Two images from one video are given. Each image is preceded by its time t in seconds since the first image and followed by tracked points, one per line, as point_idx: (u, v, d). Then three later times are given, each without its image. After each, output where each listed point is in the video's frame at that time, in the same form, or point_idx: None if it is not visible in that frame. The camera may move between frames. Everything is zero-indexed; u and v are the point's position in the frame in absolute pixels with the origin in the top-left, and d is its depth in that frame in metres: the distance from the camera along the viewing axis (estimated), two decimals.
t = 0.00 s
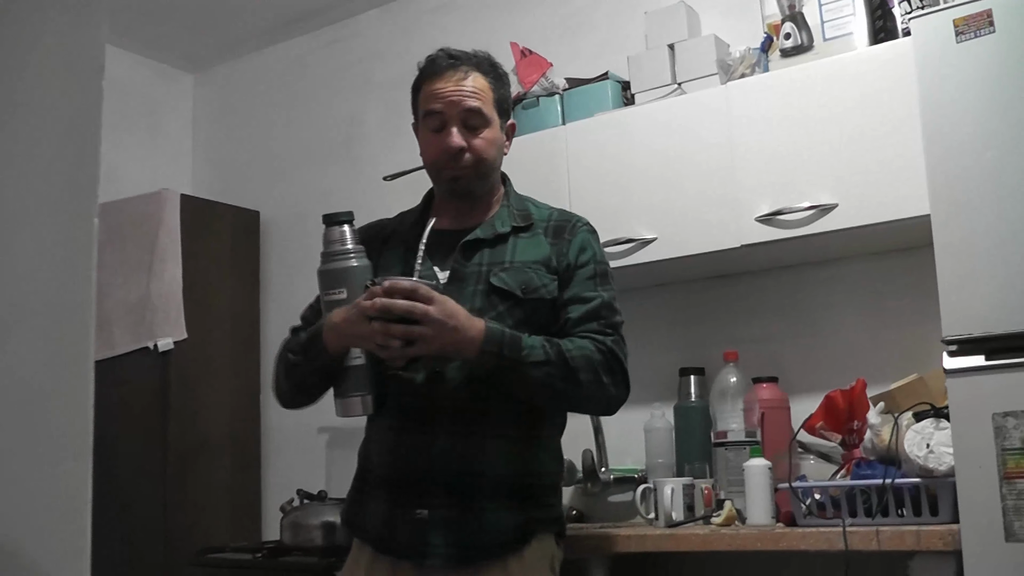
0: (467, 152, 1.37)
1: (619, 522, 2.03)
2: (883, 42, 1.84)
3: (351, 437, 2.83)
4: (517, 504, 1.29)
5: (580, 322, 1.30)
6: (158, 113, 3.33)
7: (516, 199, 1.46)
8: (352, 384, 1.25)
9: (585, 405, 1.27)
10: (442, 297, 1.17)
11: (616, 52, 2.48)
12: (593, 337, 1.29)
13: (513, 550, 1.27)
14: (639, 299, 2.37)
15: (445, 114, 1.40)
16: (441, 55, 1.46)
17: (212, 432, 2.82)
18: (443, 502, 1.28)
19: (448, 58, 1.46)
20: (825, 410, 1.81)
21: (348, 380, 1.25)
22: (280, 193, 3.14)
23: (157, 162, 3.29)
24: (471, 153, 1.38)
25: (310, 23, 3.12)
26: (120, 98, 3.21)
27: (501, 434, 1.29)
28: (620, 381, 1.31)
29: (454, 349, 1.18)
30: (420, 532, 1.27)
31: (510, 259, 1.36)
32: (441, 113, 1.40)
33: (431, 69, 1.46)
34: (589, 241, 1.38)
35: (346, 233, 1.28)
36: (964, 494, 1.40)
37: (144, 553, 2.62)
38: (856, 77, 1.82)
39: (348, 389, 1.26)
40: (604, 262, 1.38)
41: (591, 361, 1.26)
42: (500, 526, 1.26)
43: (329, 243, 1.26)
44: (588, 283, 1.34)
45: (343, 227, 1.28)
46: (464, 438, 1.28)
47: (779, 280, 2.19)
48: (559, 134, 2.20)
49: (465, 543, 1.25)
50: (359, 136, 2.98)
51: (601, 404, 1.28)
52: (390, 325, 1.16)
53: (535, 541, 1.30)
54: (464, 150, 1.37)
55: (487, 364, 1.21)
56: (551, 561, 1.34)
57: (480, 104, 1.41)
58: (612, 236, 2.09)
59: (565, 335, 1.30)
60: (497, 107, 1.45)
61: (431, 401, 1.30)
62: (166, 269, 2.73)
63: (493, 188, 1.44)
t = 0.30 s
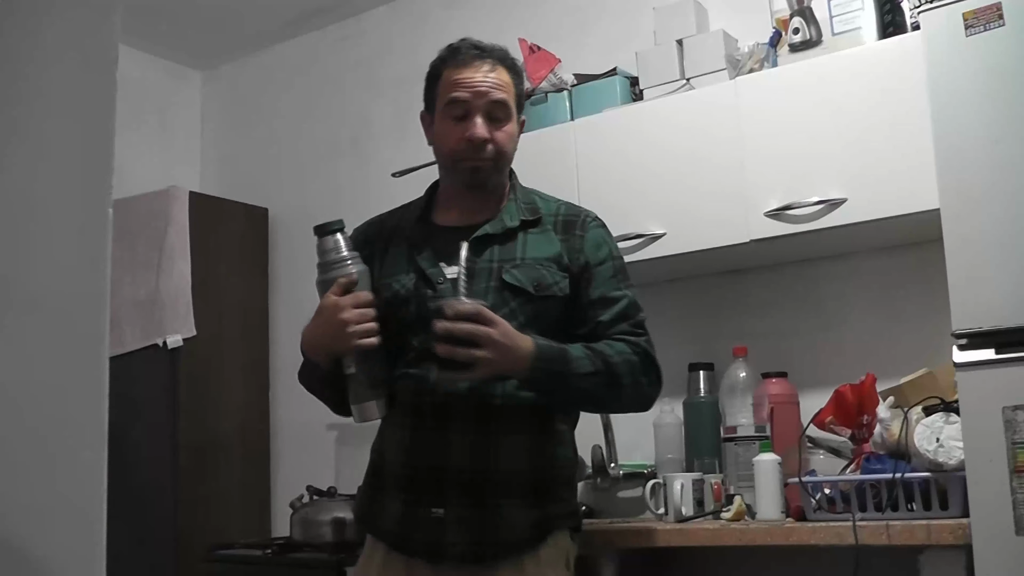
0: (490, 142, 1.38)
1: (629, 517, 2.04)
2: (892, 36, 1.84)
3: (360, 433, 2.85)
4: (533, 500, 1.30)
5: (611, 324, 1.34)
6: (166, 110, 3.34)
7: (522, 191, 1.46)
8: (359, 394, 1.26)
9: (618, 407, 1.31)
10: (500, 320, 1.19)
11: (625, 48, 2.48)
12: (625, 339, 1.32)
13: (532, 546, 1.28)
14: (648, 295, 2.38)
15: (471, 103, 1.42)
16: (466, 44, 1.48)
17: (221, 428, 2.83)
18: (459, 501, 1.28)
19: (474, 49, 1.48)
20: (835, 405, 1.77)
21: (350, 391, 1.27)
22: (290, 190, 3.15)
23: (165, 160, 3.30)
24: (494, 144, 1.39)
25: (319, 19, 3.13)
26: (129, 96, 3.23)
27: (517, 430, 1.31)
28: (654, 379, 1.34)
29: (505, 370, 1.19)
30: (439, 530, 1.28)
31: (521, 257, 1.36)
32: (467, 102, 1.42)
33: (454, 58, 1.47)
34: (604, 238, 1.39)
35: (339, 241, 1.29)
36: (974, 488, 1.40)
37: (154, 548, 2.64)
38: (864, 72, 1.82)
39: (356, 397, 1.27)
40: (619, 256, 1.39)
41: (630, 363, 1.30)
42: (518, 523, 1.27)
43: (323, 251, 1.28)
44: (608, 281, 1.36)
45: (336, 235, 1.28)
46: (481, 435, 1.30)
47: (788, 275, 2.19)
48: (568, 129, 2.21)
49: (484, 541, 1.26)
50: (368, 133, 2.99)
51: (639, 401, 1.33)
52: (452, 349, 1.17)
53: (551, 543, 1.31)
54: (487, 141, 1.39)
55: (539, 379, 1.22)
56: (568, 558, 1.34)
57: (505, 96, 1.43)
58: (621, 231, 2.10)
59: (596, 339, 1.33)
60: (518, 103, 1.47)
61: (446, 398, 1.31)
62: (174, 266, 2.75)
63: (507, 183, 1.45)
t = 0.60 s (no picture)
0: (513, 129, 1.41)
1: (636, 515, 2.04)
2: (901, 33, 1.83)
3: (367, 430, 2.86)
4: (544, 499, 1.30)
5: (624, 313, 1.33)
6: (174, 108, 3.36)
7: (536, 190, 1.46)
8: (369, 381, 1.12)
9: (644, 402, 1.29)
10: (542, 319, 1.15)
11: (633, 44, 2.48)
12: (640, 328, 1.31)
13: (539, 545, 1.28)
14: (655, 292, 2.38)
15: (496, 92, 1.46)
16: (491, 37, 1.53)
17: (229, 424, 2.85)
18: (469, 499, 1.29)
19: (498, 42, 1.53)
20: (843, 401, 1.81)
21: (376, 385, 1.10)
22: (298, 187, 3.16)
23: (174, 157, 3.32)
24: (518, 133, 1.42)
25: (327, 16, 3.13)
26: (137, 93, 3.25)
27: (530, 428, 1.30)
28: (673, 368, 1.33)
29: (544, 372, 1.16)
30: (449, 528, 1.28)
31: (534, 256, 1.36)
32: (492, 92, 1.46)
33: (477, 50, 1.52)
34: (615, 236, 1.39)
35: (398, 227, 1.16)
36: (982, 485, 1.40)
37: (162, 543, 2.66)
38: (871, 69, 1.82)
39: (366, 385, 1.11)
40: (633, 253, 1.39)
41: (652, 354, 1.29)
42: (529, 521, 1.28)
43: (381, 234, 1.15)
44: (622, 274, 1.36)
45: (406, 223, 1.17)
46: (493, 432, 1.29)
47: (795, 272, 2.19)
48: (576, 126, 2.21)
49: (494, 539, 1.27)
50: (376, 130, 3.00)
51: (662, 393, 1.32)
52: (500, 353, 1.10)
53: (559, 542, 1.30)
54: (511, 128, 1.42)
55: (574, 378, 1.21)
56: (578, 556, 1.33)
57: (527, 89, 1.48)
58: (628, 228, 2.10)
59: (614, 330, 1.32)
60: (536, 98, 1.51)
61: (459, 395, 1.31)
62: (182, 263, 2.76)
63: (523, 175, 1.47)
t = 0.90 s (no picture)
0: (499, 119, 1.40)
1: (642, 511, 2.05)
2: (904, 28, 1.83)
3: (373, 427, 2.87)
4: (542, 494, 1.30)
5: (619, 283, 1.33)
6: (179, 106, 3.37)
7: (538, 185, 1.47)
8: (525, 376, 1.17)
9: (641, 363, 1.27)
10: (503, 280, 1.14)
11: (637, 41, 2.48)
12: (639, 295, 1.31)
13: (537, 541, 1.29)
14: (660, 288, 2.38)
15: (483, 86, 1.47)
16: (483, 34, 1.55)
17: (235, 422, 2.86)
18: (466, 494, 1.30)
19: (490, 39, 1.54)
20: (848, 397, 1.82)
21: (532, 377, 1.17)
22: (303, 184, 3.17)
23: (178, 155, 3.33)
24: (505, 122, 1.41)
25: (331, 14, 3.14)
26: (142, 92, 3.26)
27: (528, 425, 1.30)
28: (678, 326, 1.33)
29: (510, 340, 1.14)
30: (446, 519, 1.30)
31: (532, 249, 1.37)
32: (478, 85, 1.47)
33: (470, 47, 1.53)
34: (611, 222, 1.40)
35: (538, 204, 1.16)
36: (989, 479, 1.40)
37: (169, 541, 2.67)
38: (874, 66, 1.82)
39: (524, 380, 1.17)
40: (629, 237, 1.41)
41: (649, 314, 1.29)
42: (526, 517, 1.28)
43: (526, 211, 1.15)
44: (618, 253, 1.37)
45: (542, 195, 1.17)
46: (492, 427, 1.29)
47: (799, 267, 2.19)
48: (580, 122, 2.21)
49: (490, 534, 1.28)
50: (381, 127, 3.00)
51: (663, 356, 1.29)
52: (450, 314, 1.14)
53: (558, 536, 1.31)
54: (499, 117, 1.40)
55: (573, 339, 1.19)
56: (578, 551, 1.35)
57: (516, 80, 1.47)
58: (634, 224, 2.10)
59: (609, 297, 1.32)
60: (530, 90, 1.51)
61: (458, 386, 1.30)
62: (187, 261, 2.77)
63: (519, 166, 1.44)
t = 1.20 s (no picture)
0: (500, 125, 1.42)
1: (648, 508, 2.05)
2: (910, 24, 1.83)
3: (378, 425, 2.88)
4: (547, 493, 1.31)
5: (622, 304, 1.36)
6: (185, 104, 3.39)
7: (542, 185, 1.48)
8: (558, 386, 1.28)
9: (637, 387, 1.30)
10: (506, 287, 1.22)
11: (642, 38, 2.48)
12: (639, 317, 1.34)
13: (541, 540, 1.30)
14: (666, 286, 2.39)
15: (479, 89, 1.46)
16: (476, 31, 1.53)
17: (241, 420, 2.87)
18: (471, 490, 1.30)
19: (483, 35, 1.53)
20: (853, 394, 1.80)
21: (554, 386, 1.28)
22: (308, 183, 3.18)
23: (184, 154, 3.35)
24: (506, 129, 1.42)
25: (335, 12, 3.15)
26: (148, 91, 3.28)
27: (530, 424, 1.32)
28: (675, 356, 1.36)
29: (509, 336, 1.22)
30: (450, 518, 1.30)
31: (537, 252, 1.38)
32: (474, 88, 1.46)
33: (465, 46, 1.52)
34: (618, 228, 1.40)
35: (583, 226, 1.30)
36: (993, 474, 1.40)
37: (175, 539, 2.68)
38: (879, 62, 1.82)
39: (556, 390, 1.28)
40: (635, 245, 1.41)
41: (651, 339, 1.32)
42: (531, 516, 1.29)
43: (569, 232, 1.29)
44: (623, 267, 1.38)
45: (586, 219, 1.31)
46: (496, 424, 1.31)
47: (805, 264, 2.20)
48: (585, 119, 2.21)
49: (494, 531, 1.28)
50: (386, 125, 3.01)
51: (659, 384, 1.33)
52: (454, 315, 1.22)
53: (566, 534, 1.33)
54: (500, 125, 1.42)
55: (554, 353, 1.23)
56: (585, 549, 1.36)
57: (512, 80, 1.47)
58: (638, 222, 2.11)
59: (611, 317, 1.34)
60: (527, 87, 1.50)
61: (462, 387, 1.33)
62: (192, 259, 2.78)
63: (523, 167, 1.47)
